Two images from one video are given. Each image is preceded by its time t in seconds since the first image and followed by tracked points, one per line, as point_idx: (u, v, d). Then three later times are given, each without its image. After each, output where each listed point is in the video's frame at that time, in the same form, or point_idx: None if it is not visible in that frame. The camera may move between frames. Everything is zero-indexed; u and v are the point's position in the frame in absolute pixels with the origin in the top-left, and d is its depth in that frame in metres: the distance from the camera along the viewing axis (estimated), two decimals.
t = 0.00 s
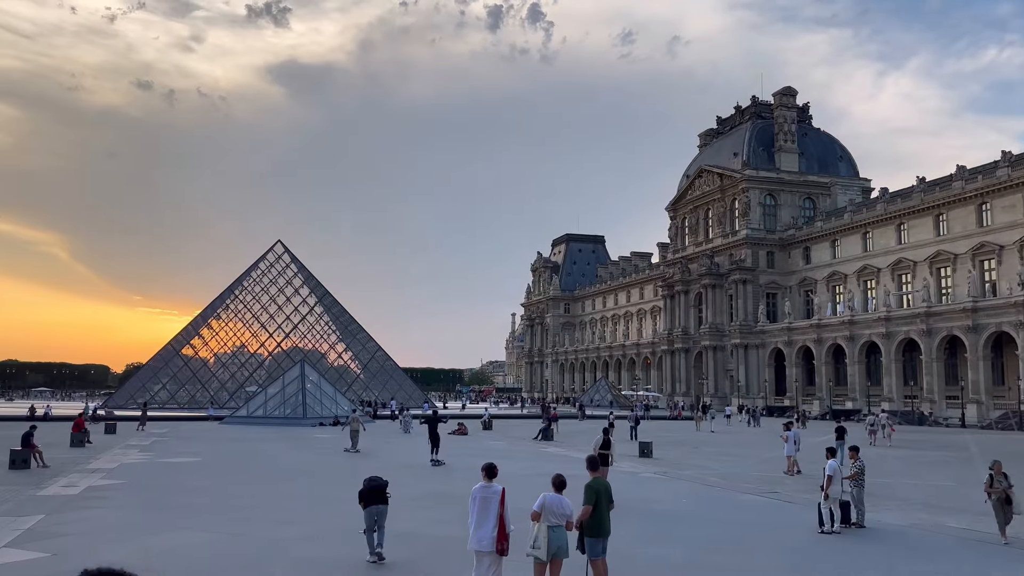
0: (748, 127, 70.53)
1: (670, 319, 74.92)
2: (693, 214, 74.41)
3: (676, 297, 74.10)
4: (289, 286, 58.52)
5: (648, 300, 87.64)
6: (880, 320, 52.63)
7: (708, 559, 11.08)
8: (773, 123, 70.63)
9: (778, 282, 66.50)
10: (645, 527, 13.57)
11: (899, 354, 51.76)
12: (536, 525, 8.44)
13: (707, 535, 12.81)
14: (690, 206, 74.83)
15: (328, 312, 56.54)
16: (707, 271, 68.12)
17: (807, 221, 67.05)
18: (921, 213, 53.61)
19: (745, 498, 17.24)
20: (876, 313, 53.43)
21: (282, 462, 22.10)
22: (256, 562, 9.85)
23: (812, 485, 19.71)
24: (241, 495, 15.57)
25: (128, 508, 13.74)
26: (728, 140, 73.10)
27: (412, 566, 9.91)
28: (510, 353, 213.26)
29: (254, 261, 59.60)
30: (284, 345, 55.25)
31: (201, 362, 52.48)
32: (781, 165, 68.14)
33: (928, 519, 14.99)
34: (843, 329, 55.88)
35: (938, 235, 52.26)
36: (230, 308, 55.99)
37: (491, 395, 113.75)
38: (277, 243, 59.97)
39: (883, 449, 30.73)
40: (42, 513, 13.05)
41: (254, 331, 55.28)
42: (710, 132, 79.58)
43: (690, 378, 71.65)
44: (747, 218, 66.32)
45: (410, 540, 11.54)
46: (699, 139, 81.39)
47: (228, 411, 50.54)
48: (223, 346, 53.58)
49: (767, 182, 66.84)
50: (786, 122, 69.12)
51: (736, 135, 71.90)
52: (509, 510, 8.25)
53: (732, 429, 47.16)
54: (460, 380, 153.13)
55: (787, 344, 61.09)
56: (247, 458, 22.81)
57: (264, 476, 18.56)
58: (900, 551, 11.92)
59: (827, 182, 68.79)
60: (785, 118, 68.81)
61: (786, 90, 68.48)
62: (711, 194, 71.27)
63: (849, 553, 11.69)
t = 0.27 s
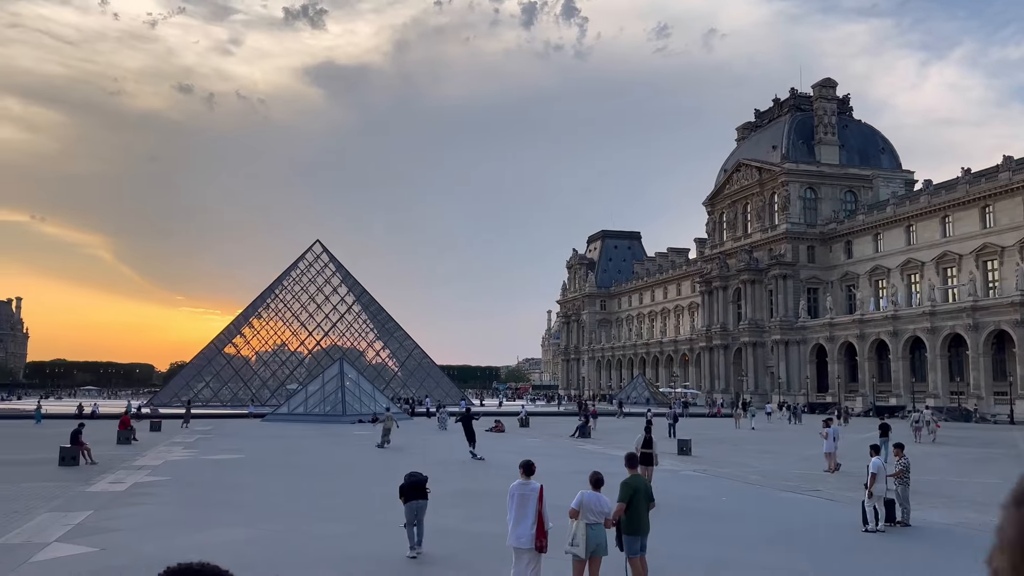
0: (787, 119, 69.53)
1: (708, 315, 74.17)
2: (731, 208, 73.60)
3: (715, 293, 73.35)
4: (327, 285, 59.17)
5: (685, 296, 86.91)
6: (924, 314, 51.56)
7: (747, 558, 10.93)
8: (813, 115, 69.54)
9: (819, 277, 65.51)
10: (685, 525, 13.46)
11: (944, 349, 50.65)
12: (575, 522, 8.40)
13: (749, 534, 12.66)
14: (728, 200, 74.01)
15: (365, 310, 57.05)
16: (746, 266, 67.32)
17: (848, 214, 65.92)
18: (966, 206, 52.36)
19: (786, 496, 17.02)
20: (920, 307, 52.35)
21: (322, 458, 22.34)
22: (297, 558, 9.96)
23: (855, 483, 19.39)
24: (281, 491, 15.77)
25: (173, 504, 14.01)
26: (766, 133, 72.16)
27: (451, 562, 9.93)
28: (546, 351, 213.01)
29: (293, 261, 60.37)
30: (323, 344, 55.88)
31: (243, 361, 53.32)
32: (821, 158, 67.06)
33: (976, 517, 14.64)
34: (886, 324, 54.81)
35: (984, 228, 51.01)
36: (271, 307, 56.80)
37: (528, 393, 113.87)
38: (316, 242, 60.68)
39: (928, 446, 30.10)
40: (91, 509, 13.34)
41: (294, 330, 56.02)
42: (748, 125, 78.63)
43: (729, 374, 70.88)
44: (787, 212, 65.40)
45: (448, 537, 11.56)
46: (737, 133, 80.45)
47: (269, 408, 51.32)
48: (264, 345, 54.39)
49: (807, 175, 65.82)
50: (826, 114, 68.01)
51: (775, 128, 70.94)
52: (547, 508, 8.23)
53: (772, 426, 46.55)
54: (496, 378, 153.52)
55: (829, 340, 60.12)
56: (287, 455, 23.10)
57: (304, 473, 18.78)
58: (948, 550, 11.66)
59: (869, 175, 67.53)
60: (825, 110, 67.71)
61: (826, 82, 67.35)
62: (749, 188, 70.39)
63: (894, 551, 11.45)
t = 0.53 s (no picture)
0: (828, 111, 68.37)
1: (748, 310, 73.23)
2: (771, 202, 72.59)
3: (755, 289, 72.46)
4: (366, 284, 59.68)
5: (725, 292, 86.00)
6: (971, 309, 50.36)
7: (791, 558, 10.77)
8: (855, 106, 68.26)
9: (862, 272, 64.38)
10: (727, 525, 13.30)
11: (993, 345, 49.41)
12: (614, 519, 8.37)
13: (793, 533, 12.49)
14: (768, 194, 73.00)
15: (403, 308, 57.44)
16: (787, 261, 66.37)
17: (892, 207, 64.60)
18: (1014, 197, 50.99)
19: (830, 495, 16.72)
20: (967, 302, 51.14)
21: (362, 455, 22.56)
22: (338, 553, 10.05)
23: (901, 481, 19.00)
24: (325, 486, 15.95)
25: (217, 500, 14.23)
26: (807, 125, 71.04)
27: (490, 558, 9.94)
28: (583, 347, 212.45)
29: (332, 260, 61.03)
30: (362, 341, 56.35)
31: (285, 359, 54.07)
32: (863, 150, 65.80)
33: None
34: (932, 319, 53.65)
35: None
36: (311, 306, 57.51)
37: (566, 390, 113.77)
38: (354, 242, 61.27)
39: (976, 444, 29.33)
40: (139, 505, 13.61)
41: (334, 328, 56.64)
42: (788, 118, 77.48)
43: (770, 371, 69.93)
44: (828, 206, 64.31)
45: (487, 533, 11.57)
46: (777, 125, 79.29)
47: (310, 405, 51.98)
48: (304, 343, 55.09)
49: (849, 167, 64.64)
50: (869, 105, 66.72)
51: (816, 121, 69.83)
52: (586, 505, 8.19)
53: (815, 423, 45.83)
54: (534, 375, 153.62)
55: (873, 336, 59.02)
56: (328, 451, 23.37)
57: (344, 469, 18.95)
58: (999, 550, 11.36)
59: (913, 166, 66.06)
60: (867, 101, 66.41)
61: (868, 73, 66.02)
62: (790, 181, 69.32)
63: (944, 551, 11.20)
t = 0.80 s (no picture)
0: (868, 103, 67.11)
1: (787, 307, 72.24)
2: (810, 196, 71.52)
3: (794, 284, 71.48)
4: (401, 282, 60.06)
5: (763, 288, 84.93)
6: (1018, 303, 49.09)
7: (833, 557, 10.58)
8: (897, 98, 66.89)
9: (905, 267, 63.15)
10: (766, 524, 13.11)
11: None
12: (651, 518, 8.30)
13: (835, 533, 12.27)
14: (807, 188, 71.94)
15: (439, 305, 57.67)
16: (827, 256, 65.34)
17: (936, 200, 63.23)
18: None
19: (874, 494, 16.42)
20: (1014, 296, 49.86)
21: (399, 451, 22.70)
22: (377, 548, 10.11)
23: (947, 480, 18.60)
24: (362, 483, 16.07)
25: (258, 496, 14.42)
26: (847, 118, 69.82)
27: (527, 555, 9.93)
28: (619, 344, 211.63)
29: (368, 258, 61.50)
30: (398, 339, 56.72)
31: (323, 356, 54.63)
32: (905, 142, 64.47)
33: None
34: (977, 314, 52.41)
35: None
36: (348, 303, 58.01)
37: (601, 387, 113.34)
38: (390, 240, 61.68)
39: None
40: (182, 500, 13.83)
41: (371, 325, 57.08)
42: (827, 111, 76.24)
43: (810, 368, 68.91)
44: (869, 199, 63.18)
45: (523, 530, 11.56)
46: (816, 118, 78.06)
47: (347, 402, 52.45)
48: (342, 340, 55.61)
49: (891, 160, 63.40)
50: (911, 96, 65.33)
51: (856, 113, 68.60)
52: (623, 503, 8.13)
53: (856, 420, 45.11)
54: (569, 372, 153.32)
55: (916, 332, 57.85)
56: (366, 447, 23.55)
57: (382, 465, 19.08)
58: None
59: (958, 158, 64.55)
60: (908, 92, 65.07)
61: (910, 63, 64.64)
62: (830, 175, 68.23)
63: (992, 552, 10.91)
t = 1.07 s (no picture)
0: (909, 95, 65.80)
1: (826, 303, 71.18)
2: (849, 191, 70.37)
3: (833, 280, 70.40)
4: (435, 280, 60.34)
5: (801, 284, 83.73)
6: None
7: (872, 557, 10.39)
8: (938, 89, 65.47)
9: (947, 262, 61.83)
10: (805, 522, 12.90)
11: None
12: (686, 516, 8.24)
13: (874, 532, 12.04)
14: (846, 182, 70.80)
15: (473, 303, 57.81)
16: (867, 251, 64.25)
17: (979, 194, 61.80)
18: None
19: (916, 493, 16.08)
20: None
21: (435, 448, 22.84)
22: (412, 543, 10.18)
23: (992, 480, 18.16)
24: (396, 479, 16.18)
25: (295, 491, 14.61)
26: (886, 111, 68.54)
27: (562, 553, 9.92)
28: (654, 342, 210.28)
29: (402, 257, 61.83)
30: (432, 336, 57.00)
31: (358, 353, 55.08)
32: (947, 135, 63.09)
33: None
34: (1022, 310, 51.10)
35: None
36: (383, 301, 58.46)
37: (637, 385, 112.89)
38: (424, 238, 61.94)
39: None
40: (221, 496, 14.04)
41: (405, 323, 57.41)
42: (866, 104, 74.92)
43: (849, 365, 67.80)
44: (910, 193, 61.96)
45: (558, 528, 11.53)
46: (855, 111, 76.76)
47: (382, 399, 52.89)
48: (377, 338, 56.01)
49: (932, 153, 62.11)
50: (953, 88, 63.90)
51: (896, 105, 67.30)
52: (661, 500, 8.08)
53: (898, 419, 44.25)
54: (603, 370, 152.69)
55: (959, 328, 56.58)
56: (402, 444, 23.72)
57: (417, 462, 19.20)
58: None
59: (1002, 150, 62.97)
60: (950, 84, 63.65)
61: (952, 54, 63.21)
62: (869, 169, 67.06)
63: None
